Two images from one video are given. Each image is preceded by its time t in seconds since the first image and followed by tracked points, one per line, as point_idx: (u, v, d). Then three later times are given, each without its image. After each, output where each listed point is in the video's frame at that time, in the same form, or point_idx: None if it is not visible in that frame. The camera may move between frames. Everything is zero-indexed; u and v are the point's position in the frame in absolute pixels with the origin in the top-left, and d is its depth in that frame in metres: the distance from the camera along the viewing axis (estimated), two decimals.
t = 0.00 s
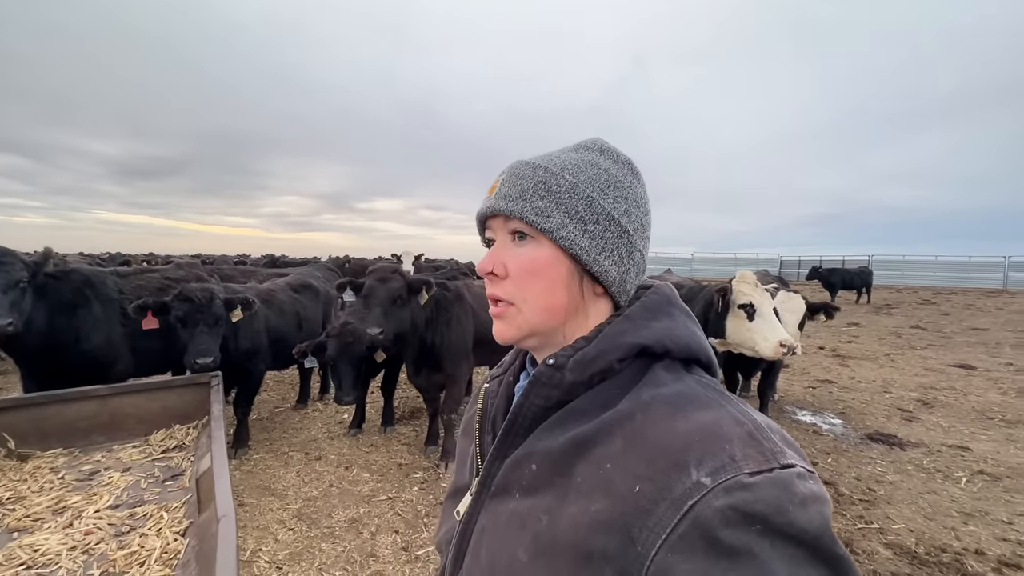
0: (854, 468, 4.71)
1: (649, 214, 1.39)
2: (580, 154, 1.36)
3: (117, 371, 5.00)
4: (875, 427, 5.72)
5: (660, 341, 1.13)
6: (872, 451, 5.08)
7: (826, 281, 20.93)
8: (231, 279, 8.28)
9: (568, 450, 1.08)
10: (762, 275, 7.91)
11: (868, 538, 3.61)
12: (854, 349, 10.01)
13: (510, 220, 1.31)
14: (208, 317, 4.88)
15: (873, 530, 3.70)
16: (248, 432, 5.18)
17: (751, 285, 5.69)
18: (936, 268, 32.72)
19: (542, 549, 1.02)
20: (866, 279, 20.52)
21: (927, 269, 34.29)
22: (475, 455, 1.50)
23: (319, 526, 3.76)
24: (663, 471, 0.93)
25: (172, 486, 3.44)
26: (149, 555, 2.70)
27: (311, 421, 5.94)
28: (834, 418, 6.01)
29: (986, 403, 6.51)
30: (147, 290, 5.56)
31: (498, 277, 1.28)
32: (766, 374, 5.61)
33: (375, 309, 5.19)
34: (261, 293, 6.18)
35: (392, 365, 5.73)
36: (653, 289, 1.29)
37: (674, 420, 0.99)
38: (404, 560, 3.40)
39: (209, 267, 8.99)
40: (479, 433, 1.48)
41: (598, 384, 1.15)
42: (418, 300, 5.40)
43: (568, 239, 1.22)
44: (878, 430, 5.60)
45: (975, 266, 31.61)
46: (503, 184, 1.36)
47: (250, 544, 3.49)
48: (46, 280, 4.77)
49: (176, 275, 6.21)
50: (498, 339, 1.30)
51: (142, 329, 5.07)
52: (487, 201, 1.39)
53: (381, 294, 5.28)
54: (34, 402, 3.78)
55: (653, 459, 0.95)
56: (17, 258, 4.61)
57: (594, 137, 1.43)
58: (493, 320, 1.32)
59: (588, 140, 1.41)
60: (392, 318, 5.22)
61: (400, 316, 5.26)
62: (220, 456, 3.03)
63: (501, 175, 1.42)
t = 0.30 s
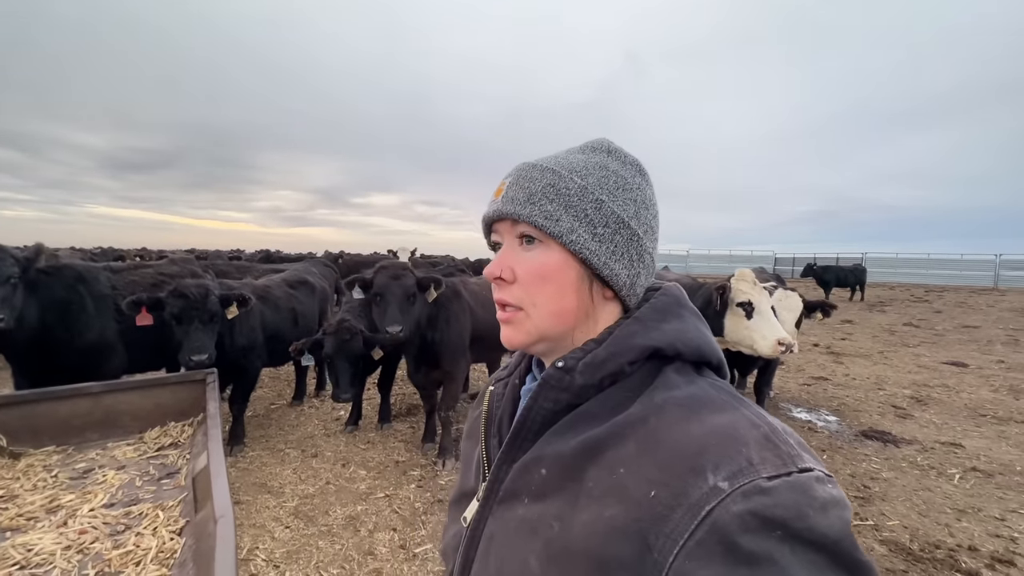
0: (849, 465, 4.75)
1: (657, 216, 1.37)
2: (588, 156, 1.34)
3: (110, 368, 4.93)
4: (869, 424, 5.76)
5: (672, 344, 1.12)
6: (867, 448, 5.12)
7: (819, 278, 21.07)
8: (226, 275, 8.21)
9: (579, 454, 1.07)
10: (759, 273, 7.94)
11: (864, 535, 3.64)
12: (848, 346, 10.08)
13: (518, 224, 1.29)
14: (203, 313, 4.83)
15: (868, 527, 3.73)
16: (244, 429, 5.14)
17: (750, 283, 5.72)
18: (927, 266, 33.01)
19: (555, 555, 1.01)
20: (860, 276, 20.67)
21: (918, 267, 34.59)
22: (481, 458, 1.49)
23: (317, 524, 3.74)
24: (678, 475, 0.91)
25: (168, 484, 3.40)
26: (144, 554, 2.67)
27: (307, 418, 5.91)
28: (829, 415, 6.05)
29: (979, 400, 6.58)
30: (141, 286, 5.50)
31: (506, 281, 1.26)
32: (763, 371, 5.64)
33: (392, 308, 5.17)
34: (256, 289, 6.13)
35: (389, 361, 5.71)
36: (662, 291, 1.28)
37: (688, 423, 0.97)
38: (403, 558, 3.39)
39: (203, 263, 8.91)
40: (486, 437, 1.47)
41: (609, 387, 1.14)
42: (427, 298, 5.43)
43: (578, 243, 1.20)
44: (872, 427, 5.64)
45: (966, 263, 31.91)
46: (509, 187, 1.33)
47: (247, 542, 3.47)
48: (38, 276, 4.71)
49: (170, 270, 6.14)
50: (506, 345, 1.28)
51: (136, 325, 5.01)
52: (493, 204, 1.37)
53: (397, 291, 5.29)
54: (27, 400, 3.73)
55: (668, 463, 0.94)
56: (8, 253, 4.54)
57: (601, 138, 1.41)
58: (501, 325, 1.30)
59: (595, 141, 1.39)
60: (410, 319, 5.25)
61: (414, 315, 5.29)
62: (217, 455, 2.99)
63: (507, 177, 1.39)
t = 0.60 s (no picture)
0: (849, 465, 4.75)
1: (659, 221, 1.36)
2: (592, 159, 1.32)
3: (110, 366, 4.92)
4: (869, 424, 5.77)
5: (673, 350, 1.10)
6: (866, 448, 5.12)
7: (819, 277, 21.10)
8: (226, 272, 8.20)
9: (579, 461, 1.06)
10: (759, 273, 7.94)
11: (863, 536, 3.64)
12: (848, 346, 10.09)
13: (521, 227, 1.28)
14: (202, 312, 4.82)
15: (868, 528, 3.74)
16: (243, 427, 5.14)
17: (751, 283, 5.72)
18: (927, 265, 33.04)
19: (554, 563, 1.00)
20: (860, 276, 20.70)
21: (918, 266, 34.62)
22: (481, 464, 1.48)
23: (316, 523, 3.74)
24: (678, 484, 0.90)
25: (167, 483, 3.40)
26: (144, 554, 2.66)
27: (306, 416, 5.91)
28: (828, 415, 6.06)
29: (978, 401, 6.58)
30: (140, 283, 5.48)
31: (509, 284, 1.24)
32: (763, 371, 5.64)
33: (400, 309, 5.14)
34: (256, 287, 6.11)
35: (389, 359, 5.70)
36: (663, 296, 1.27)
37: (689, 431, 0.96)
38: (402, 557, 3.39)
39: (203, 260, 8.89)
40: (485, 443, 1.46)
41: (610, 394, 1.13)
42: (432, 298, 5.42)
43: (581, 247, 1.19)
44: (871, 427, 5.65)
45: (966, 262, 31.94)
46: (512, 189, 1.32)
47: (246, 541, 3.47)
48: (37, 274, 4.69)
49: (170, 268, 6.13)
50: (507, 348, 1.27)
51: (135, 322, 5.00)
52: (496, 206, 1.36)
53: (404, 292, 5.26)
54: (26, 397, 3.72)
55: (667, 472, 0.93)
56: (7, 251, 4.53)
57: (605, 141, 1.40)
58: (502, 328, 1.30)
59: (598, 145, 1.38)
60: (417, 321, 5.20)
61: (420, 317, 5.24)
62: (216, 454, 2.98)
63: (509, 180, 1.38)
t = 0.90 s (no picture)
0: (847, 466, 4.75)
1: (656, 219, 1.37)
2: (591, 156, 1.32)
3: (108, 365, 4.91)
4: (867, 425, 5.78)
5: (668, 345, 1.11)
6: (864, 449, 5.13)
7: (818, 279, 21.14)
8: (224, 272, 8.19)
9: (575, 454, 1.06)
10: (758, 275, 7.96)
11: (862, 536, 3.64)
12: (846, 347, 10.11)
13: (519, 224, 1.28)
14: (200, 310, 4.81)
15: (866, 529, 3.74)
16: (241, 427, 5.12)
17: (749, 284, 5.73)
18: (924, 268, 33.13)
19: (551, 555, 1.00)
20: (858, 278, 20.75)
21: (916, 269, 34.70)
22: (478, 460, 1.48)
23: (314, 522, 3.73)
24: (673, 475, 0.91)
25: (165, 482, 3.39)
26: (141, 552, 2.65)
27: (304, 416, 5.90)
28: (827, 416, 6.06)
29: (975, 402, 6.60)
30: (139, 282, 5.47)
31: (506, 280, 1.24)
32: (761, 372, 5.64)
33: (401, 310, 5.13)
34: (254, 286, 6.10)
35: (387, 359, 5.69)
36: (659, 292, 1.27)
37: (684, 423, 0.97)
38: (400, 557, 3.38)
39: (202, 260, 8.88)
40: (483, 439, 1.46)
41: (606, 388, 1.13)
42: (433, 299, 5.40)
43: (580, 245, 1.19)
44: (870, 429, 5.65)
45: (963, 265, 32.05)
46: (510, 185, 1.32)
47: (244, 540, 3.46)
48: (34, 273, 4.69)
49: (168, 267, 6.12)
50: (504, 344, 1.27)
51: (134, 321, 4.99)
52: (494, 202, 1.36)
53: (404, 292, 5.25)
54: (23, 396, 3.71)
55: (662, 463, 0.93)
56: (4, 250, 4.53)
57: (603, 137, 1.40)
58: (499, 324, 1.29)
59: (596, 141, 1.38)
60: (417, 322, 5.19)
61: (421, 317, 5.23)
62: (213, 453, 2.98)
63: (507, 176, 1.38)
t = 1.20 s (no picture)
0: (845, 462, 4.76)
1: (663, 219, 1.35)
2: (600, 154, 1.29)
3: (105, 359, 4.88)
4: (865, 421, 5.79)
5: (672, 347, 1.09)
6: (863, 445, 5.14)
7: (817, 273, 21.15)
8: (222, 266, 8.16)
9: (579, 458, 1.04)
10: (758, 270, 7.95)
11: (860, 532, 3.65)
12: (845, 342, 10.13)
13: (525, 224, 1.26)
14: (198, 305, 4.79)
15: (864, 524, 3.75)
16: (239, 422, 5.11)
17: (750, 280, 5.72)
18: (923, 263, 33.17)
19: (554, 561, 0.99)
20: (857, 272, 20.77)
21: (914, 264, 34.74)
22: (478, 461, 1.46)
23: (313, 517, 3.72)
24: (679, 480, 0.89)
25: (163, 477, 3.38)
26: (139, 548, 2.64)
27: (303, 410, 5.89)
28: (825, 411, 6.08)
29: (973, 398, 6.62)
30: (136, 276, 5.44)
31: (511, 282, 1.22)
32: (761, 368, 5.64)
33: (400, 305, 5.11)
34: (253, 281, 6.07)
35: (387, 354, 5.67)
36: (663, 293, 1.25)
37: (690, 428, 0.95)
38: (400, 552, 3.38)
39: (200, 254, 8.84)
40: (483, 440, 1.44)
41: (609, 391, 1.11)
42: (432, 294, 5.37)
43: (587, 248, 1.17)
44: (868, 424, 5.67)
45: (961, 260, 32.09)
46: (516, 182, 1.30)
47: (243, 535, 3.45)
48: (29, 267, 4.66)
49: (165, 261, 6.08)
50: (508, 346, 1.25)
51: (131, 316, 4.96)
52: (498, 199, 1.33)
53: (404, 287, 5.22)
54: (20, 391, 3.70)
55: (669, 468, 0.91)
56: None
57: (612, 133, 1.37)
58: (502, 325, 1.27)
59: (604, 137, 1.35)
60: (417, 318, 5.16)
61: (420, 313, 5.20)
62: (212, 448, 2.96)
63: (512, 171, 1.36)
